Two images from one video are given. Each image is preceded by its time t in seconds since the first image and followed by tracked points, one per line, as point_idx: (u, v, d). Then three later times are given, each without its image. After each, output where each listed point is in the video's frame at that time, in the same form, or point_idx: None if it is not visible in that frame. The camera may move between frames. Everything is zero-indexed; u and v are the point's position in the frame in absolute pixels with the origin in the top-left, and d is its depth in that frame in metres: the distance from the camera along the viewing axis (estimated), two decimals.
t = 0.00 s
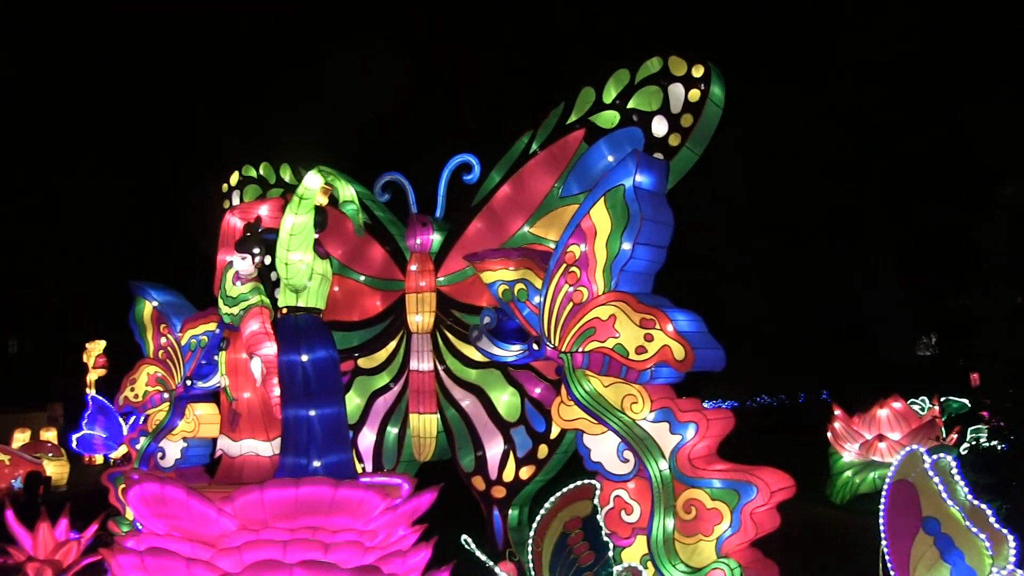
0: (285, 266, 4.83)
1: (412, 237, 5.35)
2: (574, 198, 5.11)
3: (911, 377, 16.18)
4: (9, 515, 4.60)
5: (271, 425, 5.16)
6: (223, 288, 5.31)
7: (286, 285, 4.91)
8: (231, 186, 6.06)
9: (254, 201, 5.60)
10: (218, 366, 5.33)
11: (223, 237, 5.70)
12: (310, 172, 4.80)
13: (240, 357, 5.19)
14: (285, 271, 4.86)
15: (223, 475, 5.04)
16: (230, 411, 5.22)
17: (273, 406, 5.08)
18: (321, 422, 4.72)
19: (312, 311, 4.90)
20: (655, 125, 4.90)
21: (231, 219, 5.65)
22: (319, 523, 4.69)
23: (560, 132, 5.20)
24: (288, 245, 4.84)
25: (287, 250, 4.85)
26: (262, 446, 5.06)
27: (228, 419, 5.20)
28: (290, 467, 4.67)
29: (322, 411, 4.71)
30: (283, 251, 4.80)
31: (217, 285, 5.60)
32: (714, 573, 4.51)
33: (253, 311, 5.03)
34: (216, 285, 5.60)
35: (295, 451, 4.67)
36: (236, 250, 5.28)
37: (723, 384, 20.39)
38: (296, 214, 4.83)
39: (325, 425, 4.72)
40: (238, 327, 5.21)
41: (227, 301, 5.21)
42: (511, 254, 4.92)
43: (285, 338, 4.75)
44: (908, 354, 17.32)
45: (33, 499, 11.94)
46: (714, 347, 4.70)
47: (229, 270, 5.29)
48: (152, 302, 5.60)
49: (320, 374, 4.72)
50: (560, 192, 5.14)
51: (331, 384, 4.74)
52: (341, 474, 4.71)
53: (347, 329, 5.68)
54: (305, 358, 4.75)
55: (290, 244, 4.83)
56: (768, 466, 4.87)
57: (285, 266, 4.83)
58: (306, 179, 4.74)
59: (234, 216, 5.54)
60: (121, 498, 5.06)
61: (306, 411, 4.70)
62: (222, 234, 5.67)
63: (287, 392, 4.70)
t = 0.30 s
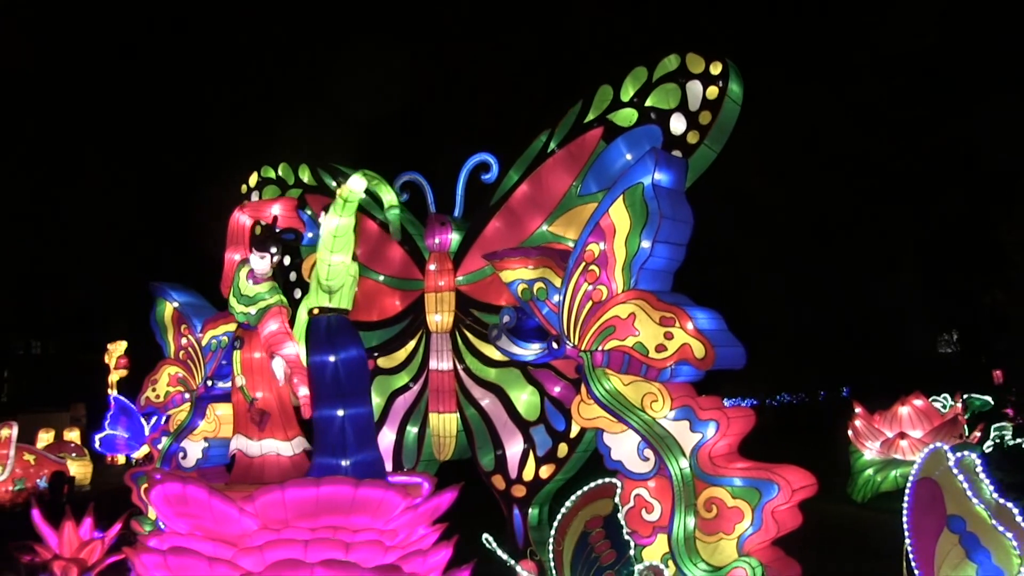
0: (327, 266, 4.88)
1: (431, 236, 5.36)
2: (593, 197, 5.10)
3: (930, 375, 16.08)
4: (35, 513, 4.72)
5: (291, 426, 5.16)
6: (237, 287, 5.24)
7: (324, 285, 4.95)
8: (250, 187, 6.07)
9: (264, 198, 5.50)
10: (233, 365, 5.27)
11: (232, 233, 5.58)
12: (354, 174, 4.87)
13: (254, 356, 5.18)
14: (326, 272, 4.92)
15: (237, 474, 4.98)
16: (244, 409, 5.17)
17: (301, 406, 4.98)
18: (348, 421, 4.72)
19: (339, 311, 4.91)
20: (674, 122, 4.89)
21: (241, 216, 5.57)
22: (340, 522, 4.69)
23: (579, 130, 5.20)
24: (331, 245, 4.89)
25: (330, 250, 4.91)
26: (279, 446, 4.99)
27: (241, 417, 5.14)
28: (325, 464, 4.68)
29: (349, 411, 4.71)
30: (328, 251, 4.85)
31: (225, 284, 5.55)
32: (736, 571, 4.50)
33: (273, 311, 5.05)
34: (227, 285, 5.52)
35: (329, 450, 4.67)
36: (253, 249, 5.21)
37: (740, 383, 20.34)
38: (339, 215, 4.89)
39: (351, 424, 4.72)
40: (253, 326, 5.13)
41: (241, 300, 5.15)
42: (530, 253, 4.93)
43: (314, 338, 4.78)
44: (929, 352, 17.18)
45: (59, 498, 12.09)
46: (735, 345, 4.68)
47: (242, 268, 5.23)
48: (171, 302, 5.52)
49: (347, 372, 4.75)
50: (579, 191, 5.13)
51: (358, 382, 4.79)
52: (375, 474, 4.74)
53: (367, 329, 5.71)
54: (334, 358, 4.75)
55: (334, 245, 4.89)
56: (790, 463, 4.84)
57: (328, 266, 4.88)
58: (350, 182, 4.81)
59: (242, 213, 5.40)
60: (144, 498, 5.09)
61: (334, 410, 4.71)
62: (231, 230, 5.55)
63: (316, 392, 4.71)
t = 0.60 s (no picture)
0: (381, 268, 4.85)
1: (453, 235, 5.28)
2: (615, 193, 5.11)
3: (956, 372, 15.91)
4: (66, 509, 4.85)
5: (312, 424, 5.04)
6: (255, 285, 5.20)
7: (369, 286, 4.91)
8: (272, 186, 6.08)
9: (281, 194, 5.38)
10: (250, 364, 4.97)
11: (242, 231, 5.57)
12: (406, 177, 4.82)
13: (274, 354, 4.98)
14: (376, 274, 4.87)
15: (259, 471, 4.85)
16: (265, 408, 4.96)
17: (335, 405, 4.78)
18: (382, 421, 4.75)
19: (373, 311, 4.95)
20: (696, 118, 4.86)
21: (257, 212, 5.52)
22: (365, 520, 4.71)
23: (600, 127, 5.18)
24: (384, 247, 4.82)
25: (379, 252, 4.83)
26: (307, 444, 4.92)
27: (262, 416, 4.95)
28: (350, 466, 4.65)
29: (384, 408, 4.75)
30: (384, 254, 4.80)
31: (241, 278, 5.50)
32: (761, 569, 4.48)
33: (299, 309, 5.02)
34: (239, 281, 5.50)
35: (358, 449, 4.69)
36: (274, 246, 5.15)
37: (761, 380, 20.23)
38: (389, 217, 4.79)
39: (383, 424, 4.73)
40: (273, 323, 5.07)
41: (263, 297, 5.09)
42: (553, 251, 4.94)
43: (351, 338, 4.83)
44: (954, 348, 16.99)
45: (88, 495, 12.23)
46: (759, 342, 4.65)
47: (260, 265, 5.20)
48: (198, 302, 5.49)
49: (378, 373, 4.75)
50: (600, 187, 5.14)
51: (391, 382, 4.79)
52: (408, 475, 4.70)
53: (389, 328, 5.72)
54: (367, 358, 4.79)
55: (387, 247, 4.83)
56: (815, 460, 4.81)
57: (381, 269, 4.84)
58: (404, 184, 4.77)
59: (254, 209, 5.43)
60: (171, 496, 5.13)
61: (366, 409, 4.73)
62: (242, 227, 5.54)
63: (350, 392, 4.74)
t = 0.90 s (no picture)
0: (425, 270, 4.72)
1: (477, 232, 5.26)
2: (639, 190, 5.09)
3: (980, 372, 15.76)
4: (94, 505, 4.89)
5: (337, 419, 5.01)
6: (275, 281, 4.98)
7: (410, 287, 4.79)
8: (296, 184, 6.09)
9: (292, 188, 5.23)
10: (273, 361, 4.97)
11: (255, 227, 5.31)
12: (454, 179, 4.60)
13: (297, 350, 4.96)
14: (418, 276, 4.75)
15: (282, 469, 4.78)
16: (285, 405, 4.90)
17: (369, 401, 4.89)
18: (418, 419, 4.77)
19: (404, 310, 4.91)
20: (720, 115, 4.84)
21: (268, 206, 5.23)
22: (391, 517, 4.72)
23: (624, 124, 5.18)
24: (431, 249, 4.67)
25: (425, 254, 4.68)
26: (333, 441, 4.91)
27: (283, 413, 4.88)
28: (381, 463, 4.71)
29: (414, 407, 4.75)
30: (432, 256, 4.65)
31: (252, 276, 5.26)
32: (786, 567, 4.46)
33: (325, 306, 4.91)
34: (253, 277, 5.25)
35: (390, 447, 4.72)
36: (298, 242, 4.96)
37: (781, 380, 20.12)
38: (437, 218, 4.62)
39: (417, 423, 4.74)
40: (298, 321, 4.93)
41: (287, 294, 4.91)
42: (578, 247, 4.92)
43: (382, 336, 4.82)
44: (978, 347, 16.82)
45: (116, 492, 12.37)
46: (785, 339, 4.65)
47: (281, 260, 5.00)
48: (222, 299, 5.32)
49: (413, 372, 4.76)
50: (625, 185, 5.13)
51: (423, 381, 4.81)
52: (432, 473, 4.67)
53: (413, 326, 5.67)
54: (398, 357, 4.79)
55: (434, 248, 4.68)
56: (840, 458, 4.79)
57: (426, 271, 4.72)
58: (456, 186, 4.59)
59: (270, 202, 5.22)
60: (197, 493, 5.13)
61: (399, 406, 4.74)
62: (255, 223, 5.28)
63: (383, 390, 4.75)
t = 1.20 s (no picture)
0: (459, 269, 4.68)
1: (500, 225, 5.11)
2: (660, 186, 5.09)
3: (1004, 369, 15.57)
4: (119, 500, 4.93)
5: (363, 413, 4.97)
6: (296, 276, 4.94)
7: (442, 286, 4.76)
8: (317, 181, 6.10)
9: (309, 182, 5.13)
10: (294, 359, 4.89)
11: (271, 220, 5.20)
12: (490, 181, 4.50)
13: (319, 346, 4.90)
14: (451, 274, 4.70)
15: (306, 465, 4.76)
16: (305, 400, 4.86)
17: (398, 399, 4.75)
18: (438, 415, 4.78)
19: (430, 307, 4.88)
20: (742, 110, 4.82)
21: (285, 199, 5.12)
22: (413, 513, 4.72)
23: (645, 120, 5.16)
24: (467, 248, 4.62)
25: (461, 254, 4.63)
26: (357, 438, 4.88)
27: (306, 410, 4.84)
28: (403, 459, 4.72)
29: (438, 404, 4.74)
30: (468, 255, 4.61)
31: (269, 268, 5.16)
32: (810, 565, 4.38)
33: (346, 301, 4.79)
34: (271, 272, 5.17)
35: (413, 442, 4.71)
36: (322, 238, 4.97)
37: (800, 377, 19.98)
38: (472, 218, 4.56)
39: (445, 419, 4.76)
40: (320, 316, 4.89)
41: (309, 289, 4.87)
42: (599, 243, 4.89)
43: (409, 333, 4.82)
44: (1003, 344, 16.61)
45: (141, 487, 12.48)
46: (809, 335, 4.62)
47: (302, 255, 4.96)
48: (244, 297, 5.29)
49: (439, 369, 4.77)
50: (646, 180, 5.12)
51: (449, 378, 4.81)
52: (456, 469, 4.67)
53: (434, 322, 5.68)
54: (424, 354, 4.82)
55: (470, 247, 4.63)
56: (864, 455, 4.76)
57: (461, 270, 4.67)
58: (492, 186, 4.54)
59: (287, 195, 5.10)
60: (220, 489, 5.15)
61: (425, 402, 4.74)
62: (270, 216, 5.18)
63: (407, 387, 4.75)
